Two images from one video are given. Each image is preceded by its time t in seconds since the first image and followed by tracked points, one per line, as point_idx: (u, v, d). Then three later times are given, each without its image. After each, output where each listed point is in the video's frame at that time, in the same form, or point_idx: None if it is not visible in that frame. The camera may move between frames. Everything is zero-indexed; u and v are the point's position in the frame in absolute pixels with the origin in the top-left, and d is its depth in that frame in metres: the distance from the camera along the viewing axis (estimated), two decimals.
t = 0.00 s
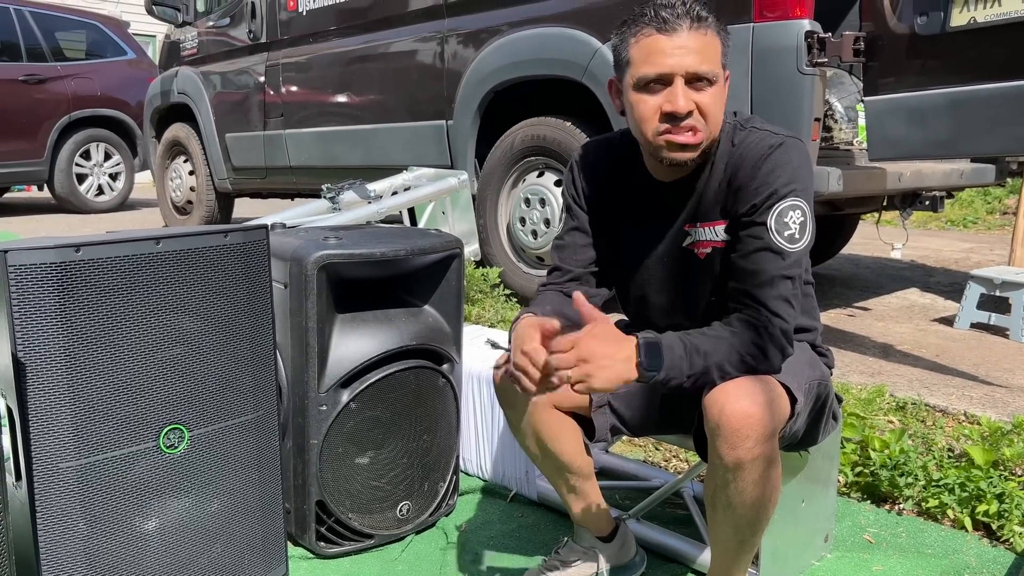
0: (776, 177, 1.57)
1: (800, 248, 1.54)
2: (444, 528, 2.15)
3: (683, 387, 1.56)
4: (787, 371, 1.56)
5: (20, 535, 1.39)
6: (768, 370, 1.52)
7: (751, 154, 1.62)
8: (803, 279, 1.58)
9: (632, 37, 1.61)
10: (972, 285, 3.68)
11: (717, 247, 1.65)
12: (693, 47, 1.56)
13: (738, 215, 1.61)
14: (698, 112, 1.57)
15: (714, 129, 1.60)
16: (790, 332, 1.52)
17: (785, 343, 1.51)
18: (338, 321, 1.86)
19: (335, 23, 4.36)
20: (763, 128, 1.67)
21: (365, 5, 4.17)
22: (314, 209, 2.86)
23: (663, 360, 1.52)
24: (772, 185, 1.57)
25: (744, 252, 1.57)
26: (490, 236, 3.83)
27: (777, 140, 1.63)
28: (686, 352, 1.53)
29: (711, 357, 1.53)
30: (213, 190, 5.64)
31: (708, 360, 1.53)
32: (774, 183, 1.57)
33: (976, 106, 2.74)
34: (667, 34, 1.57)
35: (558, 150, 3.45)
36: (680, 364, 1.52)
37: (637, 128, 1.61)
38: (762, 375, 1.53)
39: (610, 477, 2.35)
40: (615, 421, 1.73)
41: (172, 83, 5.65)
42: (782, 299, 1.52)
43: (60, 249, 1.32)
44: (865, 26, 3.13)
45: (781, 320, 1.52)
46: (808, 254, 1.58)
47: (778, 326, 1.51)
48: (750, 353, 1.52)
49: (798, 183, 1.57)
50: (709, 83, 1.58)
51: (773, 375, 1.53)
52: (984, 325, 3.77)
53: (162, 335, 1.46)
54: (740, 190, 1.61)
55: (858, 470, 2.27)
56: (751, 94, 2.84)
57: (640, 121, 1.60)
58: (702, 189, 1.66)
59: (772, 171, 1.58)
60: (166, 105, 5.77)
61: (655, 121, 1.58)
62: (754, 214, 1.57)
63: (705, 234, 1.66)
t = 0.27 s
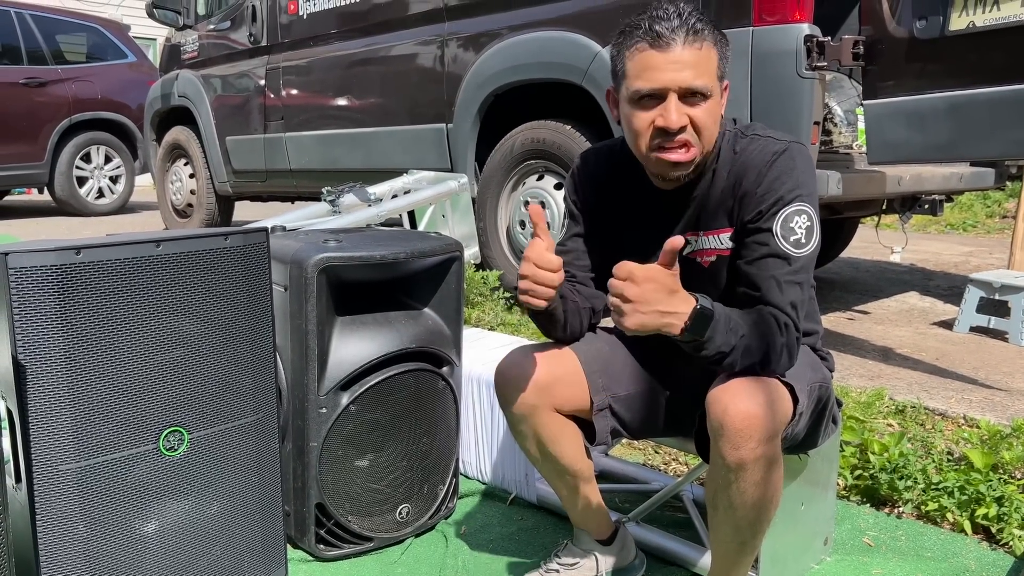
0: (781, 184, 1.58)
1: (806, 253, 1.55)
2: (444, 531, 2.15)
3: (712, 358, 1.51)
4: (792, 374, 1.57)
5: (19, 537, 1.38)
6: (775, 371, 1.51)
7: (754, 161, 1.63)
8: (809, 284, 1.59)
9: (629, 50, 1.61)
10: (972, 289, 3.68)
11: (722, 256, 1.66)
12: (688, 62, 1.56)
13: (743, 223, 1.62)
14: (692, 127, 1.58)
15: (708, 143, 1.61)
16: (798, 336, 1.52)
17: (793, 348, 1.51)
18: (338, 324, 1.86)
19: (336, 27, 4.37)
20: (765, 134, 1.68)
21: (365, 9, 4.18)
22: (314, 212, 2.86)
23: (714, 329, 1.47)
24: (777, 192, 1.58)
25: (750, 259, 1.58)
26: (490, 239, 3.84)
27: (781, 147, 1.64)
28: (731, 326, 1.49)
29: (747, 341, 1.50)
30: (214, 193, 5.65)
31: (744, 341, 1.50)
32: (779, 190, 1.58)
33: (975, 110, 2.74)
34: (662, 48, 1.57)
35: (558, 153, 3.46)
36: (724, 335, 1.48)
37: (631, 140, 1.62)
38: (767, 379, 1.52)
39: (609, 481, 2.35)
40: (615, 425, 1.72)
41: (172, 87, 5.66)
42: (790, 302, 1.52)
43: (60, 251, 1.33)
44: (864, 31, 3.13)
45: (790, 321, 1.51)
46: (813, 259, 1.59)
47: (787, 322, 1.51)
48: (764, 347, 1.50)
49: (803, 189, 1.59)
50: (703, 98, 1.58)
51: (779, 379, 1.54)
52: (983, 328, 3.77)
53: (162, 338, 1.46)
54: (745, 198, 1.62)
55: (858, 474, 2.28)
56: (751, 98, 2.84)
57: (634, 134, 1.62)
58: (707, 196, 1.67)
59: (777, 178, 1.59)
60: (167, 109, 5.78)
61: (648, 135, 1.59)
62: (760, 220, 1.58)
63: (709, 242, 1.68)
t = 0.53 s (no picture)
0: (781, 182, 1.59)
1: (807, 251, 1.55)
2: (443, 533, 2.15)
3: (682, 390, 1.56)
4: (797, 373, 1.58)
5: (18, 537, 1.39)
6: (776, 372, 1.52)
7: (756, 158, 1.64)
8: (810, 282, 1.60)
9: (648, 47, 1.60)
10: (971, 291, 3.69)
11: (724, 252, 1.66)
12: (713, 56, 1.58)
13: (745, 219, 1.62)
14: (721, 121, 1.59)
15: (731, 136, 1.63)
16: (796, 334, 1.52)
17: (793, 346, 1.52)
18: (338, 325, 1.86)
19: (336, 29, 4.38)
20: (767, 132, 1.68)
21: (365, 11, 4.18)
22: (314, 213, 2.87)
23: (654, 361, 1.53)
24: (778, 190, 1.59)
25: (753, 257, 1.58)
26: (490, 241, 3.84)
27: (783, 145, 1.65)
28: (679, 355, 1.55)
29: (705, 357, 1.54)
30: (213, 195, 5.65)
31: (703, 360, 1.54)
32: (780, 187, 1.59)
33: (974, 113, 2.75)
34: (686, 44, 1.58)
35: (558, 155, 3.46)
36: (676, 366, 1.53)
37: (659, 137, 1.61)
38: (770, 377, 1.52)
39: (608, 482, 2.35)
40: (615, 426, 1.73)
41: (172, 88, 5.67)
42: (789, 299, 1.53)
43: (60, 252, 1.33)
44: (863, 33, 3.15)
45: (786, 321, 1.52)
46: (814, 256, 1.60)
47: (769, 325, 1.52)
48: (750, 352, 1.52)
49: (804, 187, 1.60)
50: (728, 91, 1.60)
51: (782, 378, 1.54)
52: (982, 331, 3.78)
53: (162, 339, 1.46)
54: (746, 196, 1.63)
55: (857, 476, 2.28)
56: (750, 100, 2.85)
57: (662, 132, 1.60)
58: (712, 192, 1.67)
59: (778, 176, 1.60)
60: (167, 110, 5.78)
61: (680, 130, 1.59)
62: (761, 218, 1.59)
63: (711, 240, 1.67)
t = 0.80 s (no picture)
0: (783, 185, 1.59)
1: (807, 254, 1.56)
2: (442, 533, 2.15)
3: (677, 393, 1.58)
4: (795, 376, 1.58)
5: (17, 537, 1.39)
6: (772, 376, 1.53)
7: (759, 161, 1.64)
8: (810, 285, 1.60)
9: (655, 43, 1.60)
10: (971, 293, 3.69)
11: (725, 254, 1.66)
12: (720, 56, 1.58)
13: (747, 221, 1.62)
14: (725, 120, 1.59)
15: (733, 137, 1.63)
16: (795, 337, 1.52)
17: (790, 350, 1.52)
18: (338, 326, 1.86)
19: (336, 29, 4.38)
20: (772, 135, 1.68)
21: (366, 12, 4.19)
22: (314, 214, 2.87)
23: (648, 362, 1.55)
24: (780, 193, 1.59)
25: (753, 260, 1.58)
26: (489, 242, 3.84)
27: (786, 148, 1.65)
28: (672, 356, 1.56)
29: (699, 358, 1.55)
30: (214, 195, 5.65)
31: (697, 361, 1.55)
32: (782, 190, 1.59)
33: (974, 114, 2.75)
34: (693, 42, 1.58)
35: (557, 156, 3.46)
36: (668, 369, 1.55)
37: (662, 134, 1.61)
38: (765, 379, 1.53)
39: (607, 483, 2.36)
40: (613, 426, 1.74)
41: (173, 89, 5.67)
42: (788, 301, 1.53)
43: (60, 253, 1.33)
44: (863, 35, 3.15)
45: (784, 324, 1.52)
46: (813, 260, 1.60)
47: (762, 327, 1.53)
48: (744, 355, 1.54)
49: (805, 191, 1.60)
50: (733, 92, 1.60)
51: (779, 380, 1.54)
52: (982, 332, 3.78)
53: (162, 339, 1.46)
54: (748, 197, 1.63)
55: (856, 477, 2.28)
56: (750, 101, 2.85)
57: (665, 129, 1.60)
58: (712, 192, 1.67)
59: (780, 179, 1.60)
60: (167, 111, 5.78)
61: (683, 128, 1.59)
62: (763, 220, 1.59)
63: (713, 241, 1.67)
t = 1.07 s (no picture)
0: (783, 185, 1.60)
1: (806, 254, 1.56)
2: (441, 533, 2.16)
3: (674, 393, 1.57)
4: (792, 375, 1.58)
5: (16, 536, 1.39)
6: (770, 375, 1.53)
7: (759, 161, 1.64)
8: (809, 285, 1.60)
9: (652, 39, 1.61)
10: (970, 293, 3.69)
11: (725, 254, 1.66)
12: (713, 54, 1.57)
13: (747, 221, 1.63)
14: (713, 119, 1.58)
15: (724, 136, 1.62)
16: (792, 336, 1.53)
17: (788, 349, 1.53)
18: (337, 326, 1.86)
19: (337, 29, 4.38)
20: (772, 135, 1.69)
21: (366, 11, 4.19)
22: (313, 213, 2.87)
23: (645, 363, 1.54)
24: (780, 192, 1.59)
25: (752, 260, 1.59)
26: (489, 242, 3.84)
27: (786, 148, 1.65)
28: (669, 356, 1.55)
29: (696, 358, 1.55)
30: (214, 195, 5.65)
31: (694, 361, 1.55)
32: (782, 190, 1.59)
33: (974, 115, 2.75)
34: (687, 39, 1.58)
35: (557, 156, 3.47)
36: (665, 369, 1.54)
37: (649, 128, 1.61)
38: (761, 378, 1.53)
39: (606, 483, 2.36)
40: (611, 427, 1.74)
41: (173, 88, 5.67)
42: (786, 300, 1.54)
43: (60, 252, 1.33)
44: (864, 35, 3.15)
45: (781, 323, 1.53)
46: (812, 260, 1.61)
47: (760, 326, 1.54)
48: (741, 355, 1.54)
49: (805, 191, 1.60)
50: (724, 91, 1.59)
51: (777, 380, 1.54)
52: (982, 333, 3.78)
53: (161, 338, 1.47)
54: (748, 198, 1.63)
55: (855, 478, 2.28)
56: (750, 102, 2.85)
57: (654, 124, 1.60)
58: (712, 192, 1.67)
59: (780, 179, 1.61)
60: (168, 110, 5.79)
61: (671, 124, 1.59)
62: (762, 220, 1.59)
63: (713, 241, 1.67)
